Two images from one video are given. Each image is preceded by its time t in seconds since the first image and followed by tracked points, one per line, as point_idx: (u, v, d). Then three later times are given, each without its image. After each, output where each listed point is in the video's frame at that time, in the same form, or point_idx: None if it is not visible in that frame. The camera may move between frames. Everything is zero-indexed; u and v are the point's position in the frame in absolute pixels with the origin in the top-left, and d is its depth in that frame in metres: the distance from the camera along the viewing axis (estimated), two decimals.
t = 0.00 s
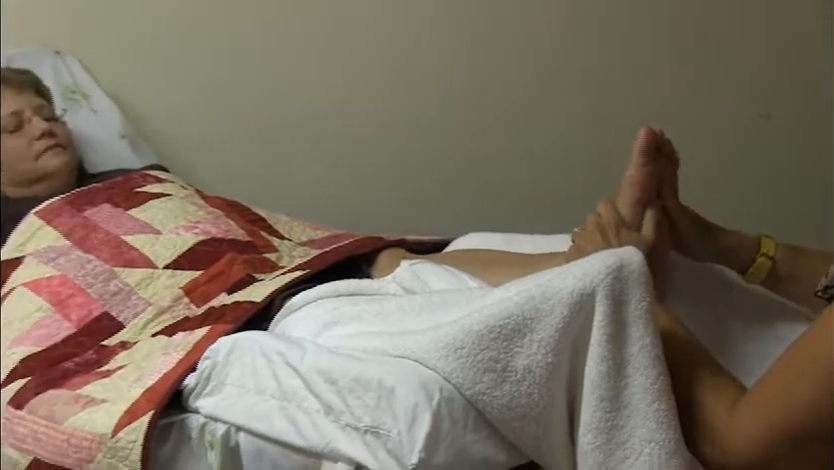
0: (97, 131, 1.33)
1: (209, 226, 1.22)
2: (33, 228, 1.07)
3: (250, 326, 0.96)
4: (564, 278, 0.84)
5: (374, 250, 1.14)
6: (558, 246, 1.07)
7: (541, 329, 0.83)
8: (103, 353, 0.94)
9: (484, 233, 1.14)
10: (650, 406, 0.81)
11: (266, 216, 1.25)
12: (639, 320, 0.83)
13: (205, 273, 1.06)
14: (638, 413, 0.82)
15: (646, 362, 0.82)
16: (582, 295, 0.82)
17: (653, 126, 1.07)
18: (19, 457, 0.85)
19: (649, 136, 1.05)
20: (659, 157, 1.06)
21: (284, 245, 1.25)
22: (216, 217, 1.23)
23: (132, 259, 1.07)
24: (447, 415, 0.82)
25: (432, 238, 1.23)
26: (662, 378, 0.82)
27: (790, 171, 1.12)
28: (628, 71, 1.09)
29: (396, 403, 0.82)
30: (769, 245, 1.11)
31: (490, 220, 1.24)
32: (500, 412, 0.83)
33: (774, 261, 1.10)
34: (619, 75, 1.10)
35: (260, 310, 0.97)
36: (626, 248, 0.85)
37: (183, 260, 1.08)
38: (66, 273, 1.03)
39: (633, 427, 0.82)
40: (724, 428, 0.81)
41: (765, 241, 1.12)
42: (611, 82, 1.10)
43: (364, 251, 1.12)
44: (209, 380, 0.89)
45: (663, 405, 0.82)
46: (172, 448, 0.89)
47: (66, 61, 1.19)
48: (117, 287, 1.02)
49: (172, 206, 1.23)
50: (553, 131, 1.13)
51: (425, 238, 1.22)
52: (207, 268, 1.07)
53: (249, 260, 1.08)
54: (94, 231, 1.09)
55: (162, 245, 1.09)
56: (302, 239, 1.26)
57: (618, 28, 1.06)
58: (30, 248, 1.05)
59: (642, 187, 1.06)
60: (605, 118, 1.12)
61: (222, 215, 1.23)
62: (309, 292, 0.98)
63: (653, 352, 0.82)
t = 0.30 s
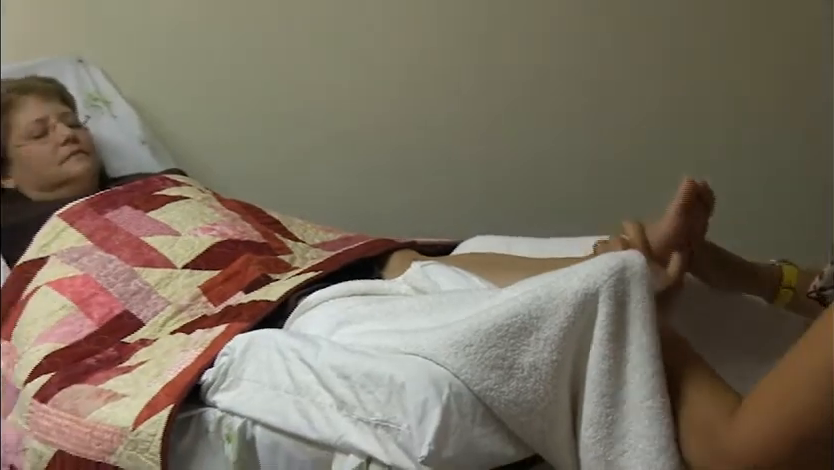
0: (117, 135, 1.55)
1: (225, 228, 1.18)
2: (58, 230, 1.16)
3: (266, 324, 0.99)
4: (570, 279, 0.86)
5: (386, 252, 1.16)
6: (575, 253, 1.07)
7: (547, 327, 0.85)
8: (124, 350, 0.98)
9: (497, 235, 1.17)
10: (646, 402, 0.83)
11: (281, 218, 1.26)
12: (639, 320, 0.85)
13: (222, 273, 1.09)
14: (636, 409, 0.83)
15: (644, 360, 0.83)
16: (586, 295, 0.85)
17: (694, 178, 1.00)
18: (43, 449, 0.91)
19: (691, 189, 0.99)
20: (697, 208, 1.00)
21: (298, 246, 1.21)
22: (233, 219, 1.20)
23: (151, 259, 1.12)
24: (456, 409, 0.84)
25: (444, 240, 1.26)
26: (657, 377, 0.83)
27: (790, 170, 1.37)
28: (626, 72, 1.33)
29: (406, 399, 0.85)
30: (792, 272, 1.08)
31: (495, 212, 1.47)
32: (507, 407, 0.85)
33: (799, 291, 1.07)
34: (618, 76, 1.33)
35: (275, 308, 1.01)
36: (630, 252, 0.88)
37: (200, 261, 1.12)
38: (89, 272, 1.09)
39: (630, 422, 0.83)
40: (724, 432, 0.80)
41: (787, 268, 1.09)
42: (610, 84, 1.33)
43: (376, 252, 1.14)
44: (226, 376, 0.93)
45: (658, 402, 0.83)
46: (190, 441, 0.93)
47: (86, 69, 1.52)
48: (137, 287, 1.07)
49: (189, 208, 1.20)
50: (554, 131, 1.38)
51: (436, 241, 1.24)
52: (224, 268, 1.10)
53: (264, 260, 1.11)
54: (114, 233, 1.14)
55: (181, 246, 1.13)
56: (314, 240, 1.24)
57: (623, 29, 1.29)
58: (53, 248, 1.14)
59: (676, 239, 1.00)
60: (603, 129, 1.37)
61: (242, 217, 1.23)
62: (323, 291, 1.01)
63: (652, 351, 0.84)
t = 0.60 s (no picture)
0: (131, 138, 1.63)
1: (236, 227, 1.23)
2: (75, 228, 1.20)
3: (276, 320, 1.03)
4: (570, 278, 0.89)
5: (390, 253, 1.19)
6: (572, 258, 1.10)
7: (547, 324, 0.88)
8: (140, 344, 1.02)
9: (497, 237, 1.20)
10: (641, 398, 0.85)
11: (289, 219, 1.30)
12: (636, 318, 0.87)
13: (233, 271, 1.14)
14: (631, 404, 0.86)
15: (640, 357, 0.86)
16: (585, 293, 0.87)
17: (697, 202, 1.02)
18: (62, 439, 0.94)
19: (694, 210, 1.01)
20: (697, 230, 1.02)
21: (305, 246, 1.25)
22: (243, 219, 1.25)
23: (165, 257, 1.16)
24: (459, 403, 0.87)
25: (445, 241, 1.29)
26: (652, 373, 0.86)
27: (790, 170, 1.34)
28: (626, 71, 1.36)
29: (411, 393, 0.88)
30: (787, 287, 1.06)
31: (499, 210, 1.49)
32: (508, 401, 0.88)
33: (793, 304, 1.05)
34: (618, 76, 1.36)
35: (284, 305, 1.05)
36: (629, 253, 0.90)
37: (212, 258, 1.17)
38: (105, 269, 1.13)
39: (625, 417, 0.86)
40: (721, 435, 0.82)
41: (780, 281, 1.07)
42: (610, 83, 1.37)
43: (381, 252, 1.17)
44: (237, 369, 0.97)
45: (653, 397, 0.86)
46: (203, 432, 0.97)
47: (103, 74, 1.57)
48: (152, 283, 1.12)
49: (202, 208, 1.25)
50: (554, 131, 1.41)
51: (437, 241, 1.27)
52: (235, 266, 1.14)
53: (273, 259, 1.15)
54: (129, 232, 1.19)
55: (193, 245, 1.18)
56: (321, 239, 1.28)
57: (623, 28, 1.33)
58: (71, 246, 1.18)
59: (673, 258, 1.00)
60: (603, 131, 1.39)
61: (253, 217, 1.27)
62: (331, 289, 1.05)
63: (646, 348, 0.86)
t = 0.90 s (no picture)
0: (141, 141, 1.67)
1: (242, 227, 1.27)
2: (87, 228, 1.23)
3: (280, 316, 1.07)
4: (562, 276, 0.92)
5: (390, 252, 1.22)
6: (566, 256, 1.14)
7: (541, 320, 0.91)
8: (149, 339, 1.06)
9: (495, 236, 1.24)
10: (634, 390, 0.88)
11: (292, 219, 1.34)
12: (625, 315, 0.90)
13: (239, 269, 1.18)
14: (623, 397, 0.89)
15: (631, 351, 0.89)
16: (577, 291, 0.90)
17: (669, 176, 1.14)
18: (75, 430, 0.98)
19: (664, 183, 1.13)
20: (669, 202, 1.13)
21: (308, 245, 1.29)
22: (249, 219, 1.29)
23: (174, 256, 1.20)
24: (456, 395, 0.90)
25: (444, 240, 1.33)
26: (644, 366, 0.89)
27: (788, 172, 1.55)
28: (625, 73, 1.53)
29: (409, 385, 0.92)
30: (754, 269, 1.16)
31: (515, 204, 1.66)
32: (503, 394, 0.91)
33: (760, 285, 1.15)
34: (618, 77, 1.54)
35: (288, 302, 1.08)
36: (618, 251, 0.93)
37: (218, 256, 1.20)
38: (115, 267, 1.17)
39: (619, 408, 0.89)
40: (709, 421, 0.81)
41: (748, 263, 1.16)
42: (611, 83, 1.54)
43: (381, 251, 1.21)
44: (242, 364, 1.01)
45: (645, 389, 0.88)
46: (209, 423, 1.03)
47: (115, 80, 1.68)
48: (160, 280, 1.15)
49: (209, 209, 1.29)
50: (556, 131, 1.59)
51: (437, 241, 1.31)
52: (241, 265, 1.18)
53: (277, 258, 1.19)
54: (139, 231, 1.23)
55: (200, 244, 1.22)
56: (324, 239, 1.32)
57: (626, 31, 1.51)
58: (83, 245, 1.21)
59: (646, 228, 1.12)
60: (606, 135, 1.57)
61: (258, 218, 1.31)
62: (333, 286, 1.09)
63: (638, 343, 0.89)
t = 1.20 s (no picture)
0: (151, 145, 1.81)
1: (246, 226, 1.31)
2: (98, 227, 1.29)
3: (284, 310, 1.11)
4: (556, 272, 0.94)
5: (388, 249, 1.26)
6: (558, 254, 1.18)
7: (534, 315, 0.93)
8: (158, 334, 1.10)
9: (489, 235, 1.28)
10: (627, 381, 0.90)
11: (294, 218, 1.39)
12: (618, 309, 0.92)
13: (245, 266, 1.22)
14: (615, 388, 0.90)
15: (621, 344, 0.91)
16: (568, 287, 0.92)
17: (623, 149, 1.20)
18: (86, 420, 1.02)
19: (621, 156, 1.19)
20: (630, 175, 1.19)
21: (310, 244, 1.33)
22: (253, 219, 1.34)
23: (181, 254, 1.24)
24: (453, 388, 0.94)
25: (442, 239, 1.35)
26: (635, 358, 0.91)
27: (773, 177, 1.46)
28: (625, 72, 1.45)
29: (408, 378, 0.95)
30: (722, 248, 1.25)
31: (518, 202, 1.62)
32: (499, 386, 0.94)
33: (728, 262, 1.22)
34: (618, 76, 1.46)
35: (291, 298, 1.13)
36: (609, 248, 0.95)
37: (225, 254, 1.25)
38: (125, 265, 1.21)
39: (611, 398, 0.91)
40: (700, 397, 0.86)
41: (717, 245, 1.25)
42: (611, 83, 1.47)
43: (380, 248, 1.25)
44: (247, 357, 1.05)
45: (637, 380, 0.90)
46: (216, 415, 1.07)
47: (125, 85, 1.79)
48: (169, 277, 1.20)
49: (214, 209, 1.33)
50: (555, 129, 1.54)
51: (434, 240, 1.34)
52: (248, 262, 1.22)
53: (281, 255, 1.23)
54: (147, 230, 1.28)
55: (207, 242, 1.26)
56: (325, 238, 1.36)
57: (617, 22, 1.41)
58: (94, 243, 1.26)
59: (615, 199, 1.18)
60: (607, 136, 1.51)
61: (262, 218, 1.36)
62: (335, 283, 1.13)
63: (628, 337, 0.91)
